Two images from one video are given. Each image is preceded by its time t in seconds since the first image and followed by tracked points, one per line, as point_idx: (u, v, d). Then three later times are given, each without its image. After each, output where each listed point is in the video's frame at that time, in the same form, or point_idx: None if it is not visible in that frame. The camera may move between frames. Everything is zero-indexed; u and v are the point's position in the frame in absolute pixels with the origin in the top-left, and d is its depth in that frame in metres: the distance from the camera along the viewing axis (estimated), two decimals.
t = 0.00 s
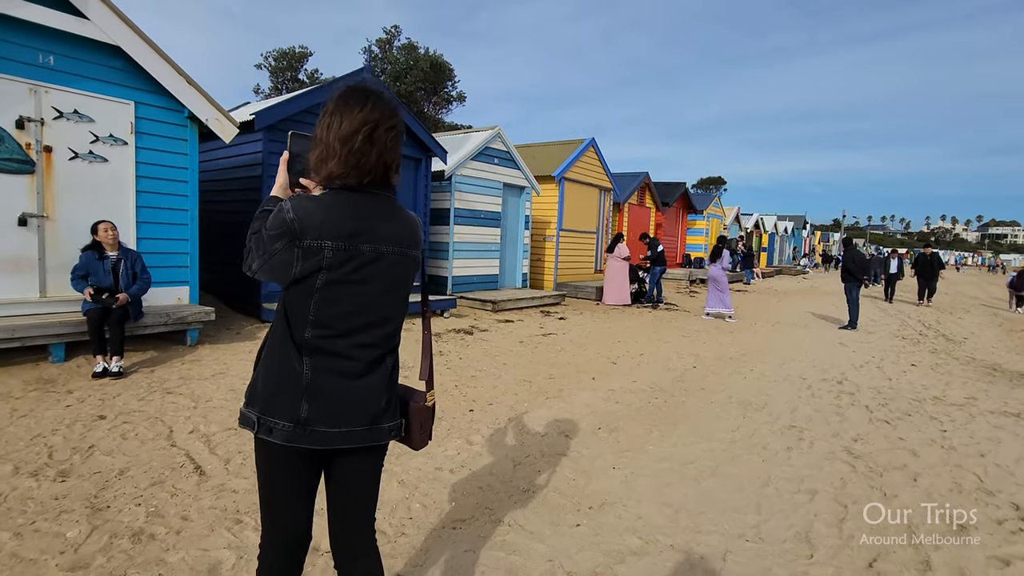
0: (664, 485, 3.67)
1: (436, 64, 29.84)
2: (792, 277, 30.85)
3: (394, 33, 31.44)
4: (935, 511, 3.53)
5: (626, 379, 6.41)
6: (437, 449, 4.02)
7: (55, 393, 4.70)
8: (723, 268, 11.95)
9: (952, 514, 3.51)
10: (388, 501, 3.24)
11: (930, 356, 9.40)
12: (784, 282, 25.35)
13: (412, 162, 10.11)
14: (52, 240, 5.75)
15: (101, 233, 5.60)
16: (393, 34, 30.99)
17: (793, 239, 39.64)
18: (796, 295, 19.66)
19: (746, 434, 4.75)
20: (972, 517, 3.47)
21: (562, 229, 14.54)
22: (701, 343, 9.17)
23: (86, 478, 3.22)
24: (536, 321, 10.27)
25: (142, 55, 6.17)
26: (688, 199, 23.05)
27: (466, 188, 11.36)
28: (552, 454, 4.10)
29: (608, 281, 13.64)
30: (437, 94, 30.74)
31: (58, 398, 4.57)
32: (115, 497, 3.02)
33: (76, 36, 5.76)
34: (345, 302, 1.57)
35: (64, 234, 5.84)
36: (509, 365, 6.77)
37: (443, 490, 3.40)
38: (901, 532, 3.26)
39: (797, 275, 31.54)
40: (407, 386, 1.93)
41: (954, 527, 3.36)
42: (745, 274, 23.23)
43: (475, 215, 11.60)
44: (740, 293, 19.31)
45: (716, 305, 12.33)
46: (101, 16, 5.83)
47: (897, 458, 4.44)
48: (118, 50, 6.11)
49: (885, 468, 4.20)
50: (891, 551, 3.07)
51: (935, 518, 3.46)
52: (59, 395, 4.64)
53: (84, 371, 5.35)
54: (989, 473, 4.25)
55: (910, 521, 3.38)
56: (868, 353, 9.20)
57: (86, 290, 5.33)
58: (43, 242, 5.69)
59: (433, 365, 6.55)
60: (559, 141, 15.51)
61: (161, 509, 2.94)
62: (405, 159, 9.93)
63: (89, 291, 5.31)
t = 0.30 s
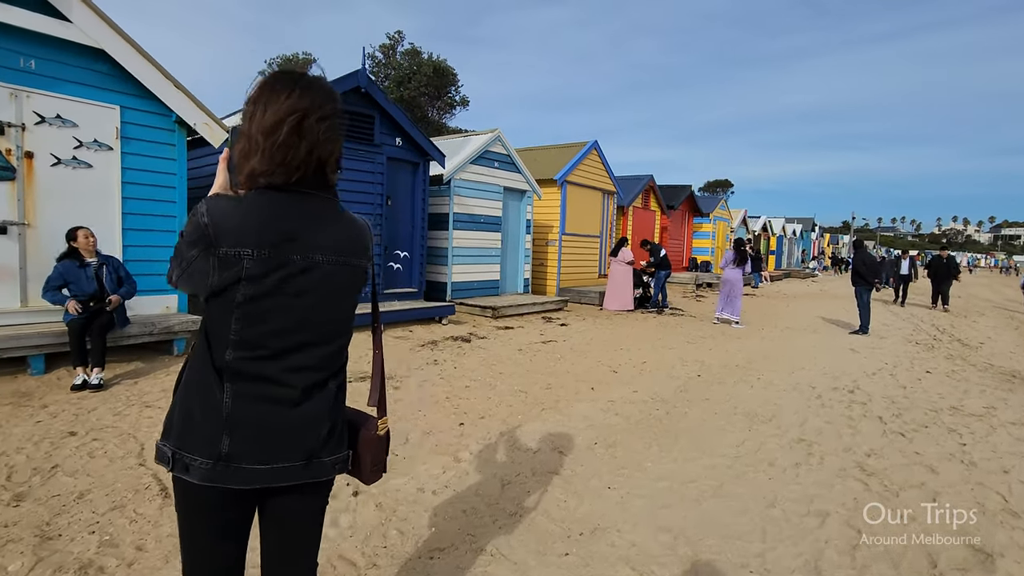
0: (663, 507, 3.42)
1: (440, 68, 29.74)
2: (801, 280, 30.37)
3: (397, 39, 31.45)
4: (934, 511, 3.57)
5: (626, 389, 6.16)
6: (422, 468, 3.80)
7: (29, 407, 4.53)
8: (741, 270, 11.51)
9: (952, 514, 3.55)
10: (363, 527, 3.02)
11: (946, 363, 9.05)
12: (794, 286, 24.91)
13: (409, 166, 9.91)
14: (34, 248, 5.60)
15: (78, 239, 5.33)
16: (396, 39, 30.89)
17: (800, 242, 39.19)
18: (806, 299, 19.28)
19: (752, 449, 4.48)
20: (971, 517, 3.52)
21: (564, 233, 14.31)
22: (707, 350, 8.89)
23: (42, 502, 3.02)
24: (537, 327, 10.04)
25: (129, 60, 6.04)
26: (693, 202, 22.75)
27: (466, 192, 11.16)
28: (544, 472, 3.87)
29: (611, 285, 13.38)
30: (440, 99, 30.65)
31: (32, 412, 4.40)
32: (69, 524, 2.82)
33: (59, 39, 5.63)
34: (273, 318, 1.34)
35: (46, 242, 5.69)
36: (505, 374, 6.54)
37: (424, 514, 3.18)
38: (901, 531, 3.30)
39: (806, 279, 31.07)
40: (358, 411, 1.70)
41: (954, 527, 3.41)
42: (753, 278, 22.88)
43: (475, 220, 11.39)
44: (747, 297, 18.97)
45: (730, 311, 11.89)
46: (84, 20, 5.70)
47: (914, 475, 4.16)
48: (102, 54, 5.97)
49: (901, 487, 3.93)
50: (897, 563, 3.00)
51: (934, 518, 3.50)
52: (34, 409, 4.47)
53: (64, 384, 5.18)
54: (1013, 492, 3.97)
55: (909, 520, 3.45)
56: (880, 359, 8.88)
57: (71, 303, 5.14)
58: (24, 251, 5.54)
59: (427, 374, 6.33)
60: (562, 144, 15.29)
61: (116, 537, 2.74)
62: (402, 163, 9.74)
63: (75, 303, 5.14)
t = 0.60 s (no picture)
0: (669, 530, 3.20)
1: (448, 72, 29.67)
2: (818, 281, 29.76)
3: (406, 44, 31.50)
4: (936, 511, 3.58)
5: (634, 398, 5.93)
6: (414, 486, 3.61)
7: (17, 420, 4.42)
8: (759, 273, 11.25)
9: (952, 514, 3.57)
10: (345, 553, 2.83)
11: (972, 368, 8.66)
12: (810, 288, 24.36)
13: (413, 170, 9.77)
14: (28, 257, 5.53)
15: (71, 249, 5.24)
16: (405, 44, 30.91)
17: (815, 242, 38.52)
18: (823, 301, 18.80)
19: (766, 465, 4.22)
20: (971, 516, 3.55)
21: (573, 237, 14.08)
22: (719, 356, 8.60)
23: (13, 525, 2.88)
24: (544, 333, 9.82)
25: (126, 67, 5.96)
26: (706, 203, 22.38)
27: (471, 196, 10.99)
28: (544, 490, 3.66)
29: (621, 289, 13.11)
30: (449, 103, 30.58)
31: (19, 426, 4.29)
32: (36, 551, 2.67)
33: (53, 46, 5.57)
34: (192, 341, 1.15)
35: (41, 251, 5.61)
36: (509, 383, 6.33)
37: (412, 539, 2.99)
38: (904, 532, 3.31)
39: (823, 280, 30.45)
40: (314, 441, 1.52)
41: (955, 527, 3.41)
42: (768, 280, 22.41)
43: (481, 224, 11.20)
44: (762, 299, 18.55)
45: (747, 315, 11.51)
46: (79, 26, 5.64)
47: (942, 493, 3.88)
48: (99, 60, 5.89)
49: (928, 507, 3.65)
50: None
51: (935, 519, 3.50)
52: (22, 423, 4.36)
53: (56, 396, 5.08)
54: None
55: (912, 521, 3.45)
56: (902, 365, 8.51)
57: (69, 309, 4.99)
58: (19, 260, 5.47)
59: (428, 383, 6.15)
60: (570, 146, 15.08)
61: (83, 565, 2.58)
62: (406, 167, 9.60)
63: (74, 308, 4.99)
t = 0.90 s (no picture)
0: (674, 550, 2.96)
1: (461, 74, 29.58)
2: (840, 282, 29.00)
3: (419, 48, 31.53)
4: (935, 511, 3.53)
5: (643, 404, 5.68)
6: (405, 499, 3.42)
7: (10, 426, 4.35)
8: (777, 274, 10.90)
9: (953, 514, 3.51)
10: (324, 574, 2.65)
11: (1005, 373, 8.20)
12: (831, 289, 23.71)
13: (420, 171, 9.63)
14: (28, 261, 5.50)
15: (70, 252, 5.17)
16: (418, 47, 30.92)
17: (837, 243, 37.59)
18: (845, 303, 18.23)
19: (782, 478, 3.95)
20: (971, 516, 3.49)
21: (585, 238, 13.83)
22: (734, 360, 8.28)
23: None
24: (553, 336, 9.59)
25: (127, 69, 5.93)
26: (722, 203, 21.91)
27: (480, 196, 10.82)
28: (541, 504, 3.45)
29: (635, 291, 12.83)
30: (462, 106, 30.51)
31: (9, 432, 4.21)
32: None
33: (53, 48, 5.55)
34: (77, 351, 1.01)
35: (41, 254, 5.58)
36: (514, 388, 6.13)
37: (397, 558, 2.81)
38: (902, 531, 3.26)
39: (845, 281, 29.68)
40: (253, 464, 1.34)
41: (955, 527, 3.35)
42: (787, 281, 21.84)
43: (490, 225, 11.02)
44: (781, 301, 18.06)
45: (765, 317, 11.12)
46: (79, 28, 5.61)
47: (976, 510, 3.58)
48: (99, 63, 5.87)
49: (961, 526, 3.36)
50: None
51: (934, 518, 3.45)
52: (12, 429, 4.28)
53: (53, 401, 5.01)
54: None
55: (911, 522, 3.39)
56: (929, 370, 8.10)
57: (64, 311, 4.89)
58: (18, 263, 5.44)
59: (430, 388, 5.98)
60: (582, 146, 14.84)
61: None
62: (413, 168, 9.46)
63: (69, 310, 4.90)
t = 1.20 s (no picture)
0: None
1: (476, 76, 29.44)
2: (864, 286, 28.15)
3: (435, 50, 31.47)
4: (935, 511, 3.57)
5: (651, 415, 5.42)
6: (388, 518, 3.24)
7: None
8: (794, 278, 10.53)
9: (953, 513, 3.55)
10: None
11: None
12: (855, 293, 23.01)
13: (427, 173, 9.49)
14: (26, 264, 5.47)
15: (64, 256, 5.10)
16: (433, 49, 30.87)
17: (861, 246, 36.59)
18: (869, 308, 17.63)
19: (795, 499, 3.67)
20: (971, 516, 3.53)
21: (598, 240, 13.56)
22: (750, 368, 7.95)
23: None
24: (562, 342, 9.35)
25: (127, 72, 5.89)
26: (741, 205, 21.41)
27: (489, 198, 10.65)
28: (534, 525, 3.23)
29: (649, 295, 12.52)
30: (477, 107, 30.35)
31: None
32: None
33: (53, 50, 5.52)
34: None
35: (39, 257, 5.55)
36: (517, 397, 5.91)
37: None
38: (901, 530, 3.31)
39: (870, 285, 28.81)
40: (146, 508, 1.19)
41: (954, 526, 3.40)
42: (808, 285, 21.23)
43: (499, 228, 10.84)
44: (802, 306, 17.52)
45: (783, 323, 10.73)
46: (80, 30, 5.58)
47: (1011, 538, 3.27)
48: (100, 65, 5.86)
49: (994, 558, 3.06)
50: None
51: (934, 518, 3.49)
52: None
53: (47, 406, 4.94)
54: None
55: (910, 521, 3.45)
56: (958, 380, 7.67)
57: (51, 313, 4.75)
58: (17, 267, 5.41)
59: (430, 396, 5.80)
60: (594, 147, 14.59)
61: None
62: (419, 170, 9.33)
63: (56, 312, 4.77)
